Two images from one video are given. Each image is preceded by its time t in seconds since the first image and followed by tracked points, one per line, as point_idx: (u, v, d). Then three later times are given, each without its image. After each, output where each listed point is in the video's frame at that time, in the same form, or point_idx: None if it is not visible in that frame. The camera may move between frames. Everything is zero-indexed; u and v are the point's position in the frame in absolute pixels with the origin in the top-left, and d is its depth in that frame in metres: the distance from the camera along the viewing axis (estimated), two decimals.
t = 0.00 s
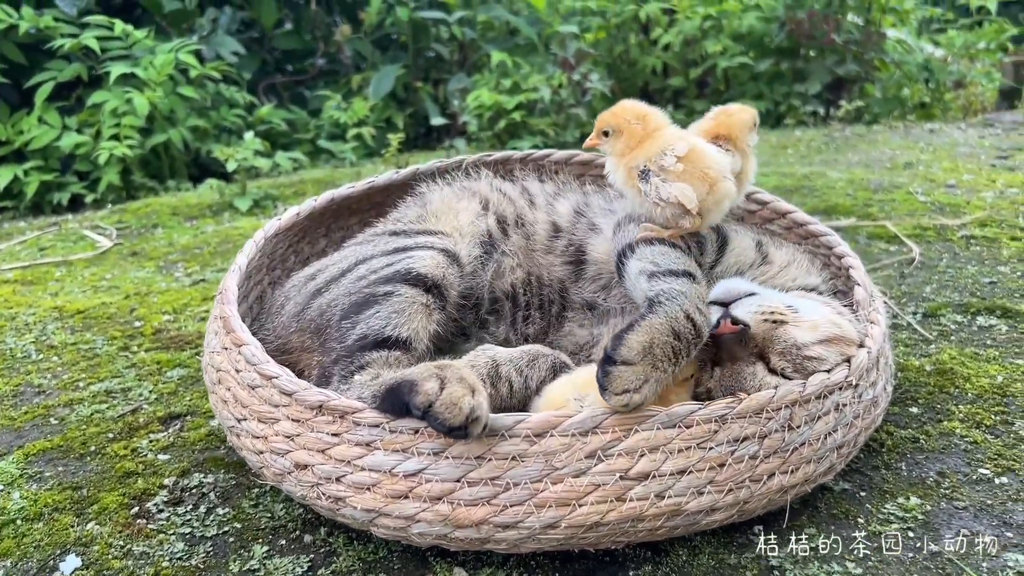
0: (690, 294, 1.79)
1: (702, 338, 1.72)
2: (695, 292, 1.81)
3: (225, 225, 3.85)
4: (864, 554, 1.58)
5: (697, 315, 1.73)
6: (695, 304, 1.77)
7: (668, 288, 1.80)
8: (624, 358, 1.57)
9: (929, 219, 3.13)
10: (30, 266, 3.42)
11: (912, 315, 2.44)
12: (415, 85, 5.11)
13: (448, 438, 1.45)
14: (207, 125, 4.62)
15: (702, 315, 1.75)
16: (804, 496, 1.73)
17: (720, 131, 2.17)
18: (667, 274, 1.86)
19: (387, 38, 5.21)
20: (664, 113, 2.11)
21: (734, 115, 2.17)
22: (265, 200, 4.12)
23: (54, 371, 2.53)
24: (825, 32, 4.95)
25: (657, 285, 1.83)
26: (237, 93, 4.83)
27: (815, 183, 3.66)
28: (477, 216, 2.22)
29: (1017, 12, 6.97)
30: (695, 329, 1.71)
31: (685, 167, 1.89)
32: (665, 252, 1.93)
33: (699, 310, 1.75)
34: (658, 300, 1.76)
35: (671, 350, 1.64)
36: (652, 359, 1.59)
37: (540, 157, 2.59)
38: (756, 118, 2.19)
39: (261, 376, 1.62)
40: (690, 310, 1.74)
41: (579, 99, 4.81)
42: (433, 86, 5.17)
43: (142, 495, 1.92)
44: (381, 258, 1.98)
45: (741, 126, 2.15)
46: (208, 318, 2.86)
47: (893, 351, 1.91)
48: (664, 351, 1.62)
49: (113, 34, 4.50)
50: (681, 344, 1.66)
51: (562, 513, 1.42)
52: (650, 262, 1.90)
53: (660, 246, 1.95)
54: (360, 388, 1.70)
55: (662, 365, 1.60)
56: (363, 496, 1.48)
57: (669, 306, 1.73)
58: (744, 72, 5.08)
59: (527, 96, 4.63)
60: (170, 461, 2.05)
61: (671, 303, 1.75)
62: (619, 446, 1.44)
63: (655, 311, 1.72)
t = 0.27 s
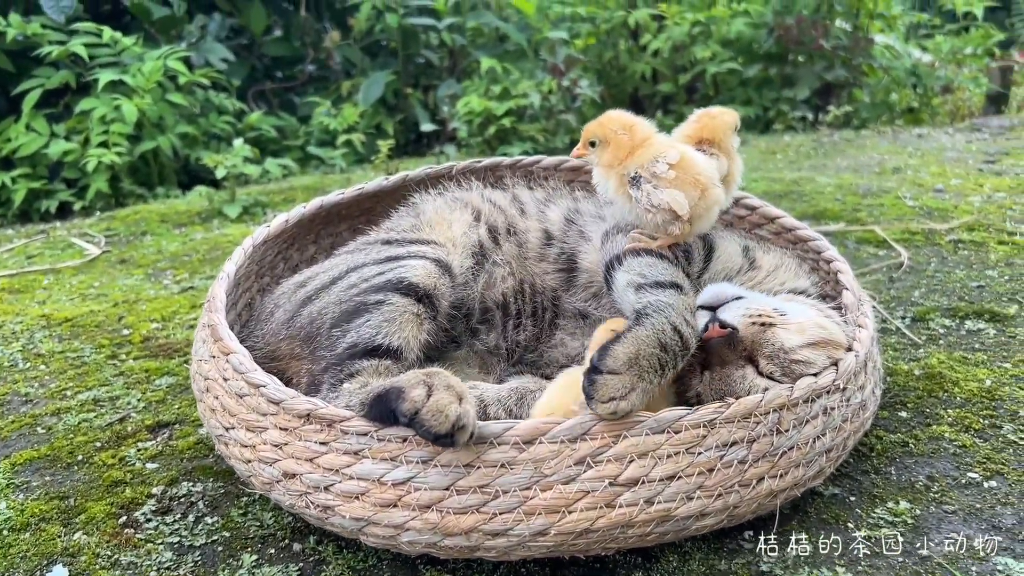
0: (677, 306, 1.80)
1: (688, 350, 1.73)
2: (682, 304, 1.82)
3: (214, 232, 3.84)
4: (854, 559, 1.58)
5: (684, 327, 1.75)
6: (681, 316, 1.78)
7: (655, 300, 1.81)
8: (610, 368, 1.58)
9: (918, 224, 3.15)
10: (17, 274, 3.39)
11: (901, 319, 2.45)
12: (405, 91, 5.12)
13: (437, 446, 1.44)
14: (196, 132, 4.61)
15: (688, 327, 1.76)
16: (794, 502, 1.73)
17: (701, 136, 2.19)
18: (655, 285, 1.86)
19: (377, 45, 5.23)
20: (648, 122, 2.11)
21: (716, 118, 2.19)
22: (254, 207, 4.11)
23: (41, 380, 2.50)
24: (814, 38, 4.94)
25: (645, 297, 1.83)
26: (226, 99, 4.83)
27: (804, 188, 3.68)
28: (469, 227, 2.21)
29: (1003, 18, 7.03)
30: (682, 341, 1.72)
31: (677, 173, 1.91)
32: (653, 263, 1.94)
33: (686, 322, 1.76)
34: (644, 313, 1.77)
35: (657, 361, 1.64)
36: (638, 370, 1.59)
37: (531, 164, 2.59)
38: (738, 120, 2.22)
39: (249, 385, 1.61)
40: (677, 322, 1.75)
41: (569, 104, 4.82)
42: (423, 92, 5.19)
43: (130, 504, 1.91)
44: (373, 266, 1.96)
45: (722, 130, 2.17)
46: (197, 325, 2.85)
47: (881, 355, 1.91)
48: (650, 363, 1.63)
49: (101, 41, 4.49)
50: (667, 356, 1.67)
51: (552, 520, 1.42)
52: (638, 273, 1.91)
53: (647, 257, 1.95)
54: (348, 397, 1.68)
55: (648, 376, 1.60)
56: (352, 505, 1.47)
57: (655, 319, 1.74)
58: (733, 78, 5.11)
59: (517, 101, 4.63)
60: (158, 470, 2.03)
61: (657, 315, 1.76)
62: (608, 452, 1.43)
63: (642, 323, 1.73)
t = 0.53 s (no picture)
0: (665, 321, 1.80)
1: (675, 365, 1.73)
2: (670, 318, 1.82)
3: (203, 241, 3.82)
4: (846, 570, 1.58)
5: (670, 342, 1.74)
6: (668, 330, 1.78)
7: (643, 314, 1.81)
8: (595, 381, 1.57)
9: (907, 231, 3.17)
10: (5, 285, 3.37)
11: (890, 327, 2.46)
12: (395, 99, 5.13)
13: (426, 462, 1.44)
14: (185, 140, 4.60)
15: (675, 342, 1.76)
16: (786, 512, 1.73)
17: (691, 146, 2.19)
18: (643, 299, 1.86)
19: (367, 52, 5.24)
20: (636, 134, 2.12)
21: (705, 128, 2.19)
22: (243, 216, 4.10)
23: (29, 393, 2.47)
24: (802, 44, 4.98)
25: (634, 311, 1.83)
26: (215, 108, 4.82)
27: (793, 196, 3.69)
28: (459, 235, 2.19)
29: (990, 23, 7.08)
30: (669, 356, 1.72)
31: (665, 183, 1.91)
32: (641, 276, 1.93)
33: (673, 337, 1.76)
34: (631, 328, 1.76)
35: (643, 376, 1.64)
36: (624, 385, 1.59)
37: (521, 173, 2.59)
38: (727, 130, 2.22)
39: (237, 400, 1.61)
40: (664, 337, 1.75)
41: (559, 111, 4.82)
42: (414, 100, 5.21)
43: (119, 519, 1.88)
44: (361, 277, 1.95)
45: (711, 139, 2.17)
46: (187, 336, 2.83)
47: (871, 364, 1.91)
48: (636, 378, 1.62)
49: (90, 50, 4.48)
50: (654, 371, 1.67)
51: (543, 534, 1.42)
52: (625, 287, 1.91)
53: (635, 270, 1.95)
54: (337, 412, 1.67)
55: (633, 391, 1.60)
56: (342, 520, 1.47)
57: (642, 334, 1.74)
58: (722, 84, 5.15)
59: (507, 109, 4.64)
60: (147, 484, 2.01)
61: (644, 330, 1.75)
62: (599, 465, 1.43)
63: (630, 338, 1.72)
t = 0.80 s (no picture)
0: (653, 330, 1.78)
1: (662, 374, 1.72)
2: (657, 327, 1.80)
3: (190, 248, 3.80)
4: None
5: (657, 351, 1.73)
6: (655, 339, 1.76)
7: (630, 322, 1.79)
8: (580, 390, 1.55)
9: (894, 235, 3.18)
10: None
11: (877, 332, 2.47)
12: (384, 103, 5.13)
13: (410, 471, 1.43)
14: (172, 146, 4.58)
15: (662, 351, 1.75)
16: (772, 519, 1.73)
17: (674, 151, 2.20)
18: (630, 308, 1.85)
19: (355, 57, 5.24)
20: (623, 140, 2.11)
21: (688, 133, 2.21)
22: (231, 222, 4.08)
23: (12, 400, 2.43)
24: (790, 48, 4.97)
25: (621, 318, 1.82)
26: (203, 113, 4.81)
27: (781, 200, 3.70)
28: (446, 245, 2.17)
29: (977, 27, 7.12)
30: (656, 365, 1.71)
31: (654, 191, 1.91)
32: (628, 285, 1.92)
33: (659, 346, 1.75)
34: (618, 336, 1.75)
35: (628, 386, 1.63)
36: (608, 394, 1.57)
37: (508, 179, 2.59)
38: (711, 135, 2.23)
39: (221, 410, 1.59)
40: (650, 346, 1.73)
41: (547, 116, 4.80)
42: (402, 104, 5.21)
43: (102, 529, 1.84)
44: (348, 285, 1.93)
45: (695, 145, 2.18)
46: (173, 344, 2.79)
47: (857, 369, 1.91)
48: (621, 387, 1.61)
49: (75, 55, 4.45)
50: (639, 381, 1.66)
51: (528, 543, 1.41)
52: (612, 295, 1.90)
53: (622, 278, 1.94)
54: (321, 421, 1.65)
55: (618, 400, 1.59)
56: (326, 530, 1.46)
57: (629, 343, 1.72)
58: (711, 89, 5.17)
59: (495, 114, 4.64)
60: (131, 494, 1.96)
61: (630, 339, 1.74)
62: (584, 473, 1.42)
63: (616, 347, 1.71)
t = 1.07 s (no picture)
0: (637, 338, 1.76)
1: (646, 383, 1.70)
2: (641, 335, 1.78)
3: (177, 253, 3.77)
4: None
5: (641, 359, 1.71)
6: (639, 347, 1.74)
7: (614, 331, 1.78)
8: (562, 399, 1.54)
9: (883, 238, 3.18)
10: None
11: (866, 336, 2.46)
12: (373, 107, 5.12)
13: (392, 481, 1.41)
14: (159, 150, 4.55)
15: (647, 359, 1.73)
16: (761, 526, 1.71)
17: (657, 157, 2.20)
18: (614, 316, 1.83)
19: (344, 60, 5.23)
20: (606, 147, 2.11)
21: (670, 137, 2.20)
22: (218, 226, 4.05)
23: None
24: (779, 52, 4.98)
25: (605, 327, 1.80)
26: (190, 117, 4.79)
27: (770, 204, 3.69)
28: (433, 253, 2.14)
29: (966, 30, 7.15)
30: (639, 373, 1.68)
31: (636, 197, 1.90)
32: (612, 293, 1.90)
33: (643, 354, 1.73)
34: (602, 344, 1.73)
35: (611, 394, 1.60)
36: (591, 403, 1.55)
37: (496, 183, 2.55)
38: (695, 140, 2.22)
39: (200, 419, 1.57)
40: (634, 354, 1.71)
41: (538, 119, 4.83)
42: (392, 108, 5.21)
43: (81, 541, 1.80)
44: (333, 292, 1.90)
45: (678, 150, 2.18)
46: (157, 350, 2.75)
47: (845, 374, 1.89)
48: (604, 396, 1.59)
49: (61, 59, 4.42)
50: (622, 389, 1.63)
51: (512, 554, 1.39)
52: (597, 304, 1.88)
53: (606, 286, 1.93)
54: (301, 431, 1.61)
55: (600, 409, 1.56)
56: (307, 542, 1.44)
57: (613, 351, 1.70)
58: (700, 92, 5.17)
59: (484, 118, 4.64)
60: (112, 504, 1.93)
61: (615, 347, 1.72)
62: (569, 483, 1.41)
63: (599, 355, 1.69)
